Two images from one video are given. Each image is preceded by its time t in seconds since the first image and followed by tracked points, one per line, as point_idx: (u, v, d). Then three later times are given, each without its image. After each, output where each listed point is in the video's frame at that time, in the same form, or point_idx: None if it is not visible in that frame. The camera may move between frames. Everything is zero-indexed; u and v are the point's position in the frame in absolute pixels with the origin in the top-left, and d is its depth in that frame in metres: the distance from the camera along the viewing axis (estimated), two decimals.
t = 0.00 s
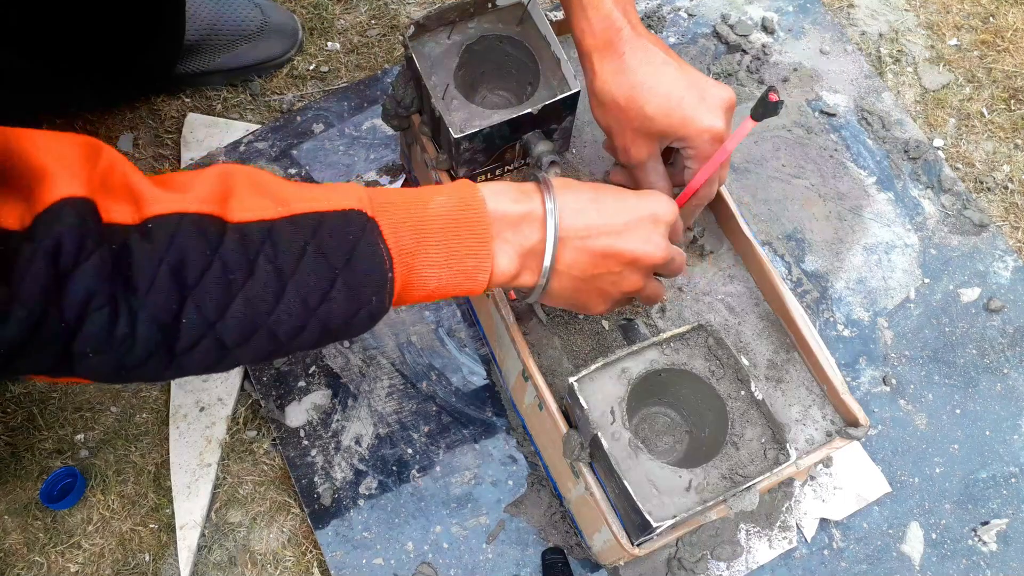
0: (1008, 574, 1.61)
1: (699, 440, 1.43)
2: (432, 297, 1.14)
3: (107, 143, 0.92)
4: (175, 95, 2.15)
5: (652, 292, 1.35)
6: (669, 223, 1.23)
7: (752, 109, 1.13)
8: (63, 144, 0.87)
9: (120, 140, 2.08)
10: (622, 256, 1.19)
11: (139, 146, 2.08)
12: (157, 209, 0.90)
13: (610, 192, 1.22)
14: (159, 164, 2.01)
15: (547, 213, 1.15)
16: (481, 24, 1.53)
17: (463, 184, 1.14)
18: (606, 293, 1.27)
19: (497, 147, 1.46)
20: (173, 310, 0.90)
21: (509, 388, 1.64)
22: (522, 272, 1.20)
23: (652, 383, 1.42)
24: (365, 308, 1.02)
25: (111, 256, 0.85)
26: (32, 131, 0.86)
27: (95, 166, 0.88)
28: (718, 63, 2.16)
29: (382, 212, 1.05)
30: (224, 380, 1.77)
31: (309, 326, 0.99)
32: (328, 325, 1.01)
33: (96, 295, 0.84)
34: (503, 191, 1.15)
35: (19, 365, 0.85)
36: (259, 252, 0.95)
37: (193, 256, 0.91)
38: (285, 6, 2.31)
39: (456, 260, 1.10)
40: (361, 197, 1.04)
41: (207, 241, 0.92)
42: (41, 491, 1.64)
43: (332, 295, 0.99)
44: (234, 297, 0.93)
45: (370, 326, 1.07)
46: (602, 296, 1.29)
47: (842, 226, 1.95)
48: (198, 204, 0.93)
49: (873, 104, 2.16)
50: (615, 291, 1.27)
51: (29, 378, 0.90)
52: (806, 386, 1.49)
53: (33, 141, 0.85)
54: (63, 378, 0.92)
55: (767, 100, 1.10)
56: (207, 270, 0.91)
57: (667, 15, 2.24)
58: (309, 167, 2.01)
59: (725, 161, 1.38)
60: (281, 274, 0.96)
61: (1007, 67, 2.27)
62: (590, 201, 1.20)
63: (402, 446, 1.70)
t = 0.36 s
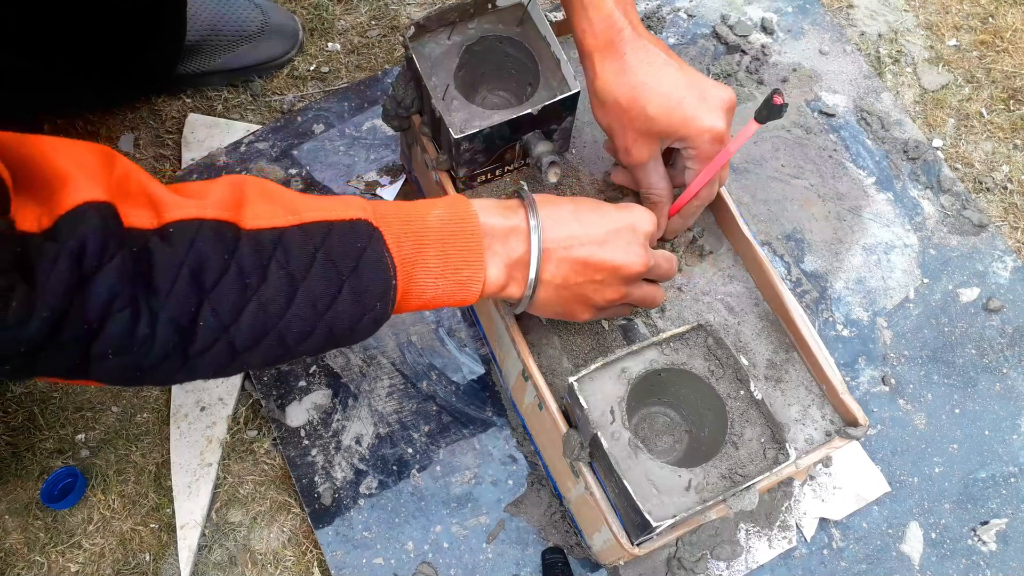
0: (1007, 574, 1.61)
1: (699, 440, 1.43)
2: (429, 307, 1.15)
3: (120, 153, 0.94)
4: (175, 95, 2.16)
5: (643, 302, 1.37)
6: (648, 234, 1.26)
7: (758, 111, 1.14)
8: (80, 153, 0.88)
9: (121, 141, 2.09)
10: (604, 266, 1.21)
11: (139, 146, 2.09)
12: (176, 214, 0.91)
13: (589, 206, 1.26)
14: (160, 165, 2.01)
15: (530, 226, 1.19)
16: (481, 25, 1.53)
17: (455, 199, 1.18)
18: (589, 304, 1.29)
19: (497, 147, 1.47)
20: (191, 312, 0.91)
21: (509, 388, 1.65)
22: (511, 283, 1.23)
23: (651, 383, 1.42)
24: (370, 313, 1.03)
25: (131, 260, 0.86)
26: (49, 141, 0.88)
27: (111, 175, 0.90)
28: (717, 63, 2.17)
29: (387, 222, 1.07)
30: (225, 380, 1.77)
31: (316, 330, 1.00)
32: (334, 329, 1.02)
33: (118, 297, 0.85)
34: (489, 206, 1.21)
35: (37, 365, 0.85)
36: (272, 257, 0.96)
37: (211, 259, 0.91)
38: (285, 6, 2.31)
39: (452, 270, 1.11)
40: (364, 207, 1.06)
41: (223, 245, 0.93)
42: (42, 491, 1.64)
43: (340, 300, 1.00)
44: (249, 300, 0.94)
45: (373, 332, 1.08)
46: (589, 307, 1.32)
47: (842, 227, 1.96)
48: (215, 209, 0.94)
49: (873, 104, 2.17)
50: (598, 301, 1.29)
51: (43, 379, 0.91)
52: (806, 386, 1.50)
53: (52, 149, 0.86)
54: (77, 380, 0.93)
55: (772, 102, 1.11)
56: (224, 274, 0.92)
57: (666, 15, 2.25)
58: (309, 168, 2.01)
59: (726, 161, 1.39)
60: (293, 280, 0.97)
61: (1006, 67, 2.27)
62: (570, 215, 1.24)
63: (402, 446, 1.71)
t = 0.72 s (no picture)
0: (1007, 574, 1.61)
1: (699, 440, 1.43)
2: (425, 311, 1.17)
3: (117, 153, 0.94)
4: (175, 95, 2.16)
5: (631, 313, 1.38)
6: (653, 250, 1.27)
7: (762, 110, 1.14)
8: (75, 156, 0.88)
9: (121, 141, 2.09)
10: (606, 280, 1.22)
11: (139, 146, 2.09)
12: (169, 221, 0.91)
13: (598, 218, 1.25)
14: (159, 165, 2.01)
15: (537, 235, 1.18)
16: (481, 25, 1.53)
17: (460, 204, 1.16)
18: (586, 310, 1.31)
19: (497, 147, 1.47)
20: (180, 321, 0.91)
21: (509, 388, 1.65)
22: (510, 289, 1.24)
23: (652, 383, 1.42)
24: (365, 321, 1.03)
25: (121, 268, 0.86)
26: (44, 143, 0.87)
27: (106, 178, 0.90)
28: (717, 63, 2.17)
29: (385, 230, 1.06)
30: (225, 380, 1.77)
31: (309, 338, 1.00)
32: (327, 337, 1.02)
33: (108, 306, 0.85)
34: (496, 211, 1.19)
35: (31, 371, 0.86)
36: (265, 266, 0.95)
37: (203, 267, 0.91)
38: (285, 6, 2.31)
39: (449, 277, 1.12)
40: (363, 214, 1.04)
41: (216, 254, 0.92)
42: (42, 491, 1.64)
43: (333, 309, 1.00)
44: (239, 309, 0.94)
45: (369, 338, 1.08)
46: (582, 313, 1.34)
47: (842, 227, 1.96)
48: (209, 216, 0.94)
49: (873, 104, 2.17)
50: (595, 308, 1.31)
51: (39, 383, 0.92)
52: (806, 386, 1.50)
53: (47, 152, 0.86)
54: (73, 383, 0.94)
55: (775, 101, 1.10)
56: (215, 284, 0.92)
57: (666, 15, 2.25)
58: (309, 168, 2.01)
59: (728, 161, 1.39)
60: (286, 289, 0.97)
61: (1006, 67, 2.27)
62: (578, 226, 1.23)
63: (402, 446, 1.71)
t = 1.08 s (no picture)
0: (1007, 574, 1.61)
1: (698, 440, 1.43)
2: (440, 298, 1.15)
3: (108, 147, 0.94)
4: (175, 95, 2.16)
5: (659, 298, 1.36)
6: (690, 236, 1.23)
7: (765, 108, 1.13)
8: (62, 151, 0.89)
9: (121, 141, 2.09)
10: (639, 265, 1.20)
11: (139, 146, 2.09)
12: (154, 214, 0.90)
13: (634, 199, 1.21)
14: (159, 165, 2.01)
15: (569, 218, 1.15)
16: (481, 25, 1.53)
17: (478, 184, 1.13)
18: (619, 296, 1.29)
19: (497, 147, 1.47)
20: (167, 318, 0.91)
21: (509, 388, 1.65)
22: (536, 272, 1.21)
23: (652, 383, 1.42)
24: (366, 313, 1.02)
25: (105, 264, 0.87)
26: (33, 139, 0.88)
27: (92, 173, 0.90)
28: (717, 63, 2.17)
29: (388, 215, 1.04)
30: (225, 380, 1.77)
31: (311, 331, 1.00)
32: (330, 330, 1.01)
33: (91, 304, 0.85)
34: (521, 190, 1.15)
35: (23, 375, 0.88)
36: (257, 258, 0.95)
37: (188, 263, 0.91)
38: (285, 6, 2.31)
39: (464, 262, 1.10)
40: (365, 200, 1.03)
41: (201, 248, 0.92)
42: (42, 491, 1.64)
43: (334, 300, 0.99)
44: (233, 304, 0.94)
45: (375, 331, 1.07)
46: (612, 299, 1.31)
47: (841, 227, 1.96)
48: (196, 209, 0.93)
49: (873, 104, 2.16)
50: (629, 294, 1.28)
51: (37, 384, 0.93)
52: (806, 386, 1.50)
53: (34, 148, 0.87)
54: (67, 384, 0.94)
55: (779, 99, 1.09)
56: (202, 279, 0.92)
57: (666, 15, 2.25)
58: (309, 168, 2.01)
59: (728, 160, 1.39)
60: (281, 281, 0.96)
61: (1006, 67, 2.27)
62: (613, 206, 1.19)
63: (402, 446, 1.71)
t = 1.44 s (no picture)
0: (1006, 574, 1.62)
1: (698, 439, 1.43)
2: (434, 296, 1.15)
3: (110, 146, 0.94)
4: (176, 95, 2.16)
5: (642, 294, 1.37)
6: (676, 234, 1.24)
7: (770, 103, 1.15)
8: (68, 150, 0.89)
9: (122, 141, 2.09)
10: (625, 263, 1.21)
11: (140, 146, 2.09)
12: (160, 211, 0.91)
13: (620, 200, 1.22)
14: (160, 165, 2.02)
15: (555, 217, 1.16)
16: (481, 26, 1.54)
17: (468, 185, 1.14)
18: (606, 294, 1.29)
19: (497, 147, 1.47)
20: (173, 312, 0.91)
21: (509, 388, 1.65)
22: (526, 271, 1.22)
23: (651, 383, 1.42)
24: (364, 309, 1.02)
25: (114, 259, 0.87)
26: (39, 138, 0.89)
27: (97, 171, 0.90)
28: (717, 63, 2.17)
29: (385, 214, 1.04)
30: (226, 379, 1.77)
31: (310, 326, 1.00)
32: (329, 325, 1.01)
33: (100, 298, 0.86)
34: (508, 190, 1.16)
35: (30, 368, 0.88)
36: (260, 254, 0.95)
37: (195, 258, 0.92)
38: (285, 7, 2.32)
39: (457, 261, 1.10)
40: (363, 199, 1.04)
41: (207, 244, 0.92)
42: (43, 491, 1.64)
43: (333, 296, 0.99)
44: (236, 299, 0.94)
45: (372, 327, 1.07)
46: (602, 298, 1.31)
47: (841, 227, 1.96)
48: (200, 206, 0.94)
49: (872, 105, 2.17)
50: (615, 292, 1.29)
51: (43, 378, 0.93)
52: (805, 386, 1.50)
53: (40, 147, 0.87)
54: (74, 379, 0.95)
55: (785, 94, 1.12)
56: (208, 273, 0.92)
57: (666, 16, 2.25)
58: (310, 168, 2.02)
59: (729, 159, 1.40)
60: (283, 277, 0.96)
61: (1005, 68, 2.28)
62: (599, 207, 1.20)
63: (402, 445, 1.71)
